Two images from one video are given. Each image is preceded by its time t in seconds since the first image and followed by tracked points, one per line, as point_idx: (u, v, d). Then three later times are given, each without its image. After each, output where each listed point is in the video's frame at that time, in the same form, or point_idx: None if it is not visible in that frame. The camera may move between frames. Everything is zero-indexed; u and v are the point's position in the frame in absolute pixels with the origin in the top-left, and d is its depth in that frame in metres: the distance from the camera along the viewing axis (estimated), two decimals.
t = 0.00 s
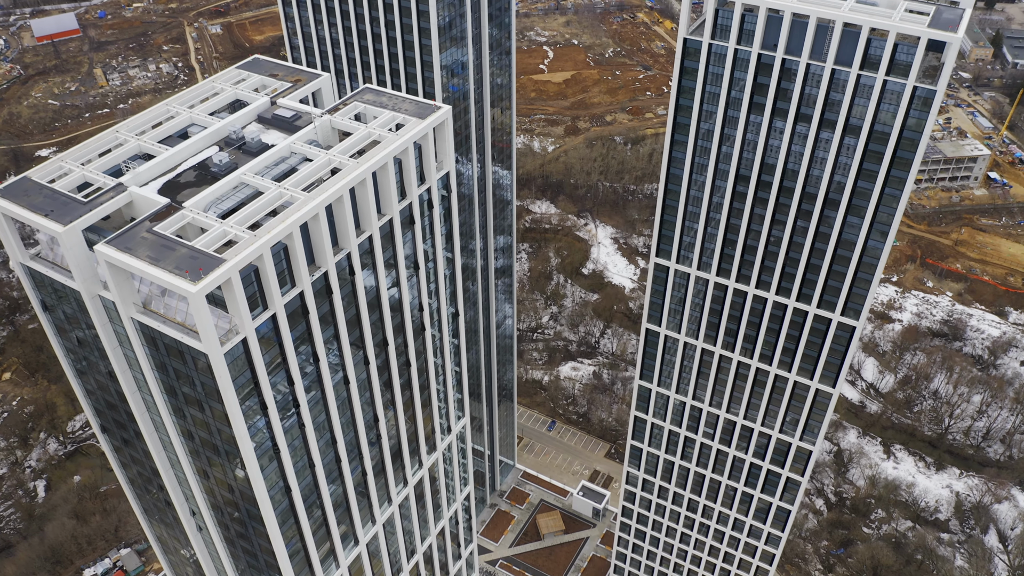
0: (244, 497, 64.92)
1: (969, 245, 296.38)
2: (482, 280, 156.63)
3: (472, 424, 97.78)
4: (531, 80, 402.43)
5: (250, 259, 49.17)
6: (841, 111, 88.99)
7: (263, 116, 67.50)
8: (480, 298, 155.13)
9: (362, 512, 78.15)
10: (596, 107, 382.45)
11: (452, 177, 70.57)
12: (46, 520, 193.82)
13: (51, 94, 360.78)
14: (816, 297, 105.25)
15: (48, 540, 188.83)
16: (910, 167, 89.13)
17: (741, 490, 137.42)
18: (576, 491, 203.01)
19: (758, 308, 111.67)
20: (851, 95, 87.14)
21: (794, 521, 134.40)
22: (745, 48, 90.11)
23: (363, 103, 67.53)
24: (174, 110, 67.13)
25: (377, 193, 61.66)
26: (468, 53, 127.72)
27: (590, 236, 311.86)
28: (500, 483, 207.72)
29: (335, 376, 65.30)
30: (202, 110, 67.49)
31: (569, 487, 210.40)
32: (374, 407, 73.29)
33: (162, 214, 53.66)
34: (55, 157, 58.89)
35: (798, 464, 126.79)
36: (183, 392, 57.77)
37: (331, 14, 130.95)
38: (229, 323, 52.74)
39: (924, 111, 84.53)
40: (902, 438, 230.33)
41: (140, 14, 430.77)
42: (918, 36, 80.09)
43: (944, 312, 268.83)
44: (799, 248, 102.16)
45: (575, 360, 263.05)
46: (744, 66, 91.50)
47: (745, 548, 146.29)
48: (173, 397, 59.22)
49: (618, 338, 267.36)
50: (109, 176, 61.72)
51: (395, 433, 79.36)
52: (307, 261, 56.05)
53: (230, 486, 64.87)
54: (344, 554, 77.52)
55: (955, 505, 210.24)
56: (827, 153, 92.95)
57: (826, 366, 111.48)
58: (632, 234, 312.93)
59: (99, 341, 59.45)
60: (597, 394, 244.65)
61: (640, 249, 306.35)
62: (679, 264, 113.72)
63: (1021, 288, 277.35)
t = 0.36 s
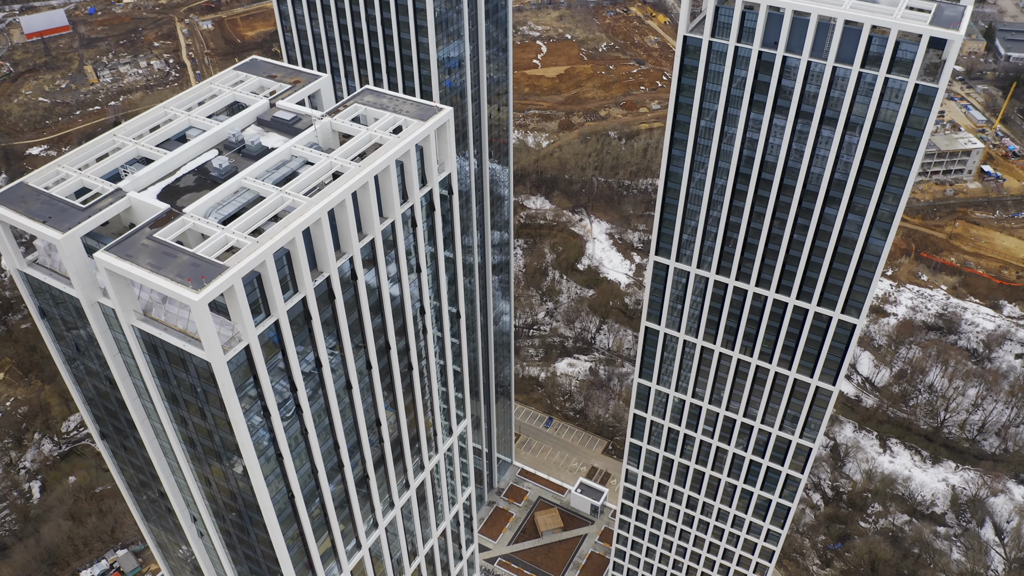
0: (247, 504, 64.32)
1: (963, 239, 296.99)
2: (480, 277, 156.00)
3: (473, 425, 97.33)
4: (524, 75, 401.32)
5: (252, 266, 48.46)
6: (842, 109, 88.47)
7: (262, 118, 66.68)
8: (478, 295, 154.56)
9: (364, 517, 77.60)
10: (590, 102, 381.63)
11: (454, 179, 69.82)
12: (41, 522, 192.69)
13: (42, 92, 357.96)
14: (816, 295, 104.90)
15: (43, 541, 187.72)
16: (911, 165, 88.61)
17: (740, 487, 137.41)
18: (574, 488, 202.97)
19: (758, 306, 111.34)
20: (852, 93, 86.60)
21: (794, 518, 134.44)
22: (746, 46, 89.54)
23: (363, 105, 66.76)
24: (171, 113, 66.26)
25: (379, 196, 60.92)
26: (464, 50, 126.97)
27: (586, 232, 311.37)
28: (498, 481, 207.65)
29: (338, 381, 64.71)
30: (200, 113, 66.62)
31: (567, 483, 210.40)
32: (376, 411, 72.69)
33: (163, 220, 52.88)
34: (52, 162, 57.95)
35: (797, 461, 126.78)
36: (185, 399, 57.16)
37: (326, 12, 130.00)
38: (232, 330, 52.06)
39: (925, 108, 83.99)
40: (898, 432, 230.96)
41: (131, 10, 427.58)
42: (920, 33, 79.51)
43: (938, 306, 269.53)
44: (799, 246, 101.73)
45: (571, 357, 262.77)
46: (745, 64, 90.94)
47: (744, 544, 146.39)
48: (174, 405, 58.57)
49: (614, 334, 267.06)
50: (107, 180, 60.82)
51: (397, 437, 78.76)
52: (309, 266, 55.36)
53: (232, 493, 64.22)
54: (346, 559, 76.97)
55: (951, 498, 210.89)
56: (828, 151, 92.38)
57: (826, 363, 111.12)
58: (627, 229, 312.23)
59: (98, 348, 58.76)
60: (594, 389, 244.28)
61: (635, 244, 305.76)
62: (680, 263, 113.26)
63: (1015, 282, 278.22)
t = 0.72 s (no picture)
0: (250, 512, 63.74)
1: (956, 232, 297.80)
2: (477, 275, 155.48)
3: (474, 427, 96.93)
4: (517, 70, 400.15)
5: (255, 274, 47.81)
6: (843, 106, 88.19)
7: (262, 121, 65.93)
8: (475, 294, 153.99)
9: (366, 522, 77.02)
10: (583, 97, 380.83)
11: (455, 181, 69.17)
12: (37, 524, 191.17)
13: (31, 90, 354.88)
14: (816, 292, 104.74)
15: (39, 544, 186.52)
16: (912, 163, 88.42)
17: (740, 484, 137.54)
18: (572, 485, 203.10)
19: (758, 304, 111.15)
20: (853, 90, 86.32)
21: (793, 514, 134.58)
22: (746, 44, 89.19)
23: (363, 108, 66.15)
24: (169, 117, 65.48)
25: (382, 200, 60.29)
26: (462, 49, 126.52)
27: (580, 227, 311.05)
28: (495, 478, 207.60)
29: (341, 387, 64.14)
30: (198, 117, 65.85)
31: (564, 480, 210.47)
32: (379, 415, 72.16)
33: (163, 227, 52.17)
34: (48, 168, 57.10)
35: (797, 458, 126.88)
36: (187, 408, 56.51)
37: (321, 10, 129.04)
38: (235, 339, 51.39)
39: (926, 106, 83.80)
40: (893, 426, 231.81)
41: (120, 7, 424.01)
42: (920, 31, 79.20)
43: (933, 299, 270.42)
44: (799, 244, 101.55)
45: (567, 353, 262.51)
46: (745, 62, 90.58)
47: (744, 541, 146.56)
48: (176, 413, 57.90)
49: (609, 330, 266.89)
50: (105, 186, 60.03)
51: (400, 441, 78.32)
52: (312, 272, 54.73)
53: (235, 501, 63.63)
54: (350, 563, 76.52)
55: (947, 491, 211.76)
56: (828, 149, 92.09)
57: (826, 361, 110.93)
58: (622, 224, 311.89)
59: (98, 356, 58.06)
60: (590, 385, 244.35)
61: (629, 239, 305.60)
62: (679, 261, 112.88)
63: (1008, 275, 279.30)
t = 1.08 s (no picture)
0: (253, 519, 63.17)
1: (948, 223, 298.83)
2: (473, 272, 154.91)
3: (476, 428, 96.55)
4: (508, 65, 398.95)
5: (259, 281, 47.16)
6: (842, 103, 87.93)
7: (260, 124, 65.25)
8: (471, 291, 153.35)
9: (369, 525, 76.59)
10: (575, 91, 380.06)
11: (456, 183, 68.57)
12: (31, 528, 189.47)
13: (18, 88, 351.32)
14: (815, 289, 104.66)
15: (34, 547, 185.16)
16: (911, 159, 88.24)
17: (739, 480, 137.78)
18: (569, 481, 203.21)
19: (757, 300, 111.02)
20: (852, 87, 86.07)
21: (792, 509, 134.95)
22: (744, 40, 88.77)
23: (363, 109, 65.49)
24: (166, 120, 64.69)
25: (384, 203, 59.65)
26: (457, 47, 125.81)
27: (573, 222, 310.59)
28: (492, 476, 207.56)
29: (344, 392, 63.67)
30: (195, 120, 65.10)
31: (562, 477, 210.62)
32: (381, 419, 71.63)
33: (164, 234, 51.43)
34: (45, 174, 56.33)
35: (796, 453, 127.08)
36: (189, 416, 55.82)
37: (313, 8, 127.96)
38: (238, 347, 50.81)
39: (925, 102, 83.62)
40: (888, 417, 232.75)
41: (107, 4, 419.97)
42: (920, 27, 78.82)
43: (925, 291, 271.56)
44: (798, 240, 101.43)
45: (562, 348, 262.32)
46: (743, 59, 90.18)
47: (743, 536, 147.03)
48: (178, 421, 57.29)
49: (604, 325, 266.69)
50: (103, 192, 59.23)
51: (402, 444, 77.85)
52: (314, 278, 54.14)
53: (239, 508, 63.06)
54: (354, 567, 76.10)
55: (942, 482, 212.95)
56: (827, 145, 91.88)
57: (825, 356, 110.92)
58: (615, 219, 311.55)
59: (98, 364, 57.34)
60: (585, 381, 244.25)
61: (623, 234, 305.40)
62: (677, 258, 112.52)
63: (1000, 266, 280.64)
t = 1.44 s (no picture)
0: (258, 526, 62.73)
1: (939, 215, 299.87)
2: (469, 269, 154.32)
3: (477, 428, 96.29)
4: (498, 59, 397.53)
5: (263, 289, 46.61)
6: (841, 99, 87.77)
7: (258, 127, 64.54)
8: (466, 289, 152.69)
9: (373, 529, 76.28)
10: (566, 85, 379.20)
11: (458, 184, 68.04)
12: (26, 531, 187.76)
13: (4, 86, 347.71)
14: (813, 285, 104.60)
15: (29, 550, 183.87)
16: (910, 155, 88.22)
17: (737, 475, 138.12)
18: (566, 477, 203.32)
19: (756, 296, 110.91)
20: (851, 83, 85.97)
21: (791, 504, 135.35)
22: (742, 37, 88.52)
23: (362, 111, 64.92)
24: (163, 124, 63.94)
25: (385, 206, 59.08)
26: (451, 45, 125.06)
27: (566, 218, 310.03)
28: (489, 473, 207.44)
29: (347, 397, 63.27)
30: (192, 123, 64.42)
31: (558, 473, 210.70)
32: (384, 422, 71.25)
33: (164, 241, 50.72)
34: (42, 181, 55.60)
35: (795, 449, 127.37)
36: (192, 424, 55.22)
37: (306, 6, 126.86)
38: (243, 354, 50.34)
39: (924, 98, 83.61)
40: (882, 409, 233.81)
41: (93, 0, 415.74)
42: (919, 23, 78.63)
43: (917, 282, 272.65)
44: (797, 237, 101.38)
45: (556, 344, 262.08)
46: (742, 55, 89.94)
47: (741, 531, 147.51)
48: (180, 429, 56.67)
49: (598, 320, 266.40)
50: (101, 198, 58.52)
51: (405, 446, 77.38)
52: (317, 283, 53.64)
53: (243, 516, 62.59)
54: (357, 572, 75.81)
55: (936, 473, 214.05)
56: (825, 142, 91.83)
57: (824, 352, 111.01)
58: (607, 213, 311.23)
59: (98, 373, 56.65)
60: (581, 376, 244.08)
61: (615, 228, 305.15)
62: (675, 255, 112.32)
63: (991, 256, 282.06)
